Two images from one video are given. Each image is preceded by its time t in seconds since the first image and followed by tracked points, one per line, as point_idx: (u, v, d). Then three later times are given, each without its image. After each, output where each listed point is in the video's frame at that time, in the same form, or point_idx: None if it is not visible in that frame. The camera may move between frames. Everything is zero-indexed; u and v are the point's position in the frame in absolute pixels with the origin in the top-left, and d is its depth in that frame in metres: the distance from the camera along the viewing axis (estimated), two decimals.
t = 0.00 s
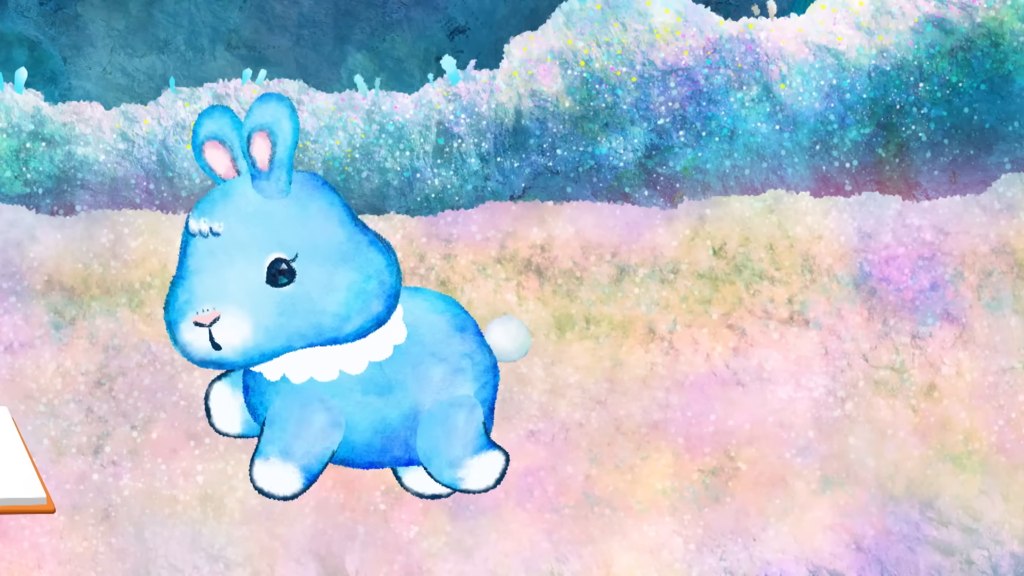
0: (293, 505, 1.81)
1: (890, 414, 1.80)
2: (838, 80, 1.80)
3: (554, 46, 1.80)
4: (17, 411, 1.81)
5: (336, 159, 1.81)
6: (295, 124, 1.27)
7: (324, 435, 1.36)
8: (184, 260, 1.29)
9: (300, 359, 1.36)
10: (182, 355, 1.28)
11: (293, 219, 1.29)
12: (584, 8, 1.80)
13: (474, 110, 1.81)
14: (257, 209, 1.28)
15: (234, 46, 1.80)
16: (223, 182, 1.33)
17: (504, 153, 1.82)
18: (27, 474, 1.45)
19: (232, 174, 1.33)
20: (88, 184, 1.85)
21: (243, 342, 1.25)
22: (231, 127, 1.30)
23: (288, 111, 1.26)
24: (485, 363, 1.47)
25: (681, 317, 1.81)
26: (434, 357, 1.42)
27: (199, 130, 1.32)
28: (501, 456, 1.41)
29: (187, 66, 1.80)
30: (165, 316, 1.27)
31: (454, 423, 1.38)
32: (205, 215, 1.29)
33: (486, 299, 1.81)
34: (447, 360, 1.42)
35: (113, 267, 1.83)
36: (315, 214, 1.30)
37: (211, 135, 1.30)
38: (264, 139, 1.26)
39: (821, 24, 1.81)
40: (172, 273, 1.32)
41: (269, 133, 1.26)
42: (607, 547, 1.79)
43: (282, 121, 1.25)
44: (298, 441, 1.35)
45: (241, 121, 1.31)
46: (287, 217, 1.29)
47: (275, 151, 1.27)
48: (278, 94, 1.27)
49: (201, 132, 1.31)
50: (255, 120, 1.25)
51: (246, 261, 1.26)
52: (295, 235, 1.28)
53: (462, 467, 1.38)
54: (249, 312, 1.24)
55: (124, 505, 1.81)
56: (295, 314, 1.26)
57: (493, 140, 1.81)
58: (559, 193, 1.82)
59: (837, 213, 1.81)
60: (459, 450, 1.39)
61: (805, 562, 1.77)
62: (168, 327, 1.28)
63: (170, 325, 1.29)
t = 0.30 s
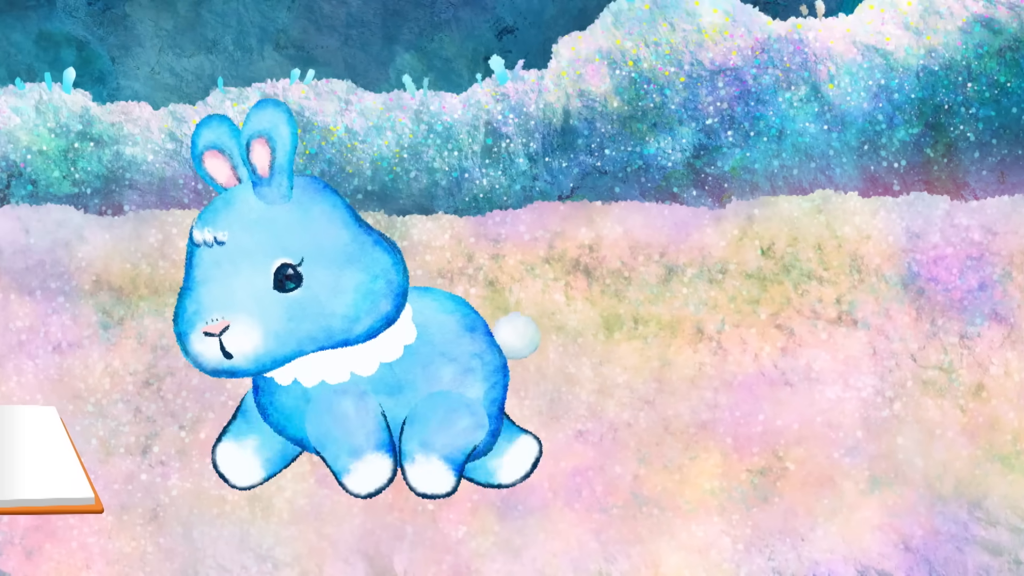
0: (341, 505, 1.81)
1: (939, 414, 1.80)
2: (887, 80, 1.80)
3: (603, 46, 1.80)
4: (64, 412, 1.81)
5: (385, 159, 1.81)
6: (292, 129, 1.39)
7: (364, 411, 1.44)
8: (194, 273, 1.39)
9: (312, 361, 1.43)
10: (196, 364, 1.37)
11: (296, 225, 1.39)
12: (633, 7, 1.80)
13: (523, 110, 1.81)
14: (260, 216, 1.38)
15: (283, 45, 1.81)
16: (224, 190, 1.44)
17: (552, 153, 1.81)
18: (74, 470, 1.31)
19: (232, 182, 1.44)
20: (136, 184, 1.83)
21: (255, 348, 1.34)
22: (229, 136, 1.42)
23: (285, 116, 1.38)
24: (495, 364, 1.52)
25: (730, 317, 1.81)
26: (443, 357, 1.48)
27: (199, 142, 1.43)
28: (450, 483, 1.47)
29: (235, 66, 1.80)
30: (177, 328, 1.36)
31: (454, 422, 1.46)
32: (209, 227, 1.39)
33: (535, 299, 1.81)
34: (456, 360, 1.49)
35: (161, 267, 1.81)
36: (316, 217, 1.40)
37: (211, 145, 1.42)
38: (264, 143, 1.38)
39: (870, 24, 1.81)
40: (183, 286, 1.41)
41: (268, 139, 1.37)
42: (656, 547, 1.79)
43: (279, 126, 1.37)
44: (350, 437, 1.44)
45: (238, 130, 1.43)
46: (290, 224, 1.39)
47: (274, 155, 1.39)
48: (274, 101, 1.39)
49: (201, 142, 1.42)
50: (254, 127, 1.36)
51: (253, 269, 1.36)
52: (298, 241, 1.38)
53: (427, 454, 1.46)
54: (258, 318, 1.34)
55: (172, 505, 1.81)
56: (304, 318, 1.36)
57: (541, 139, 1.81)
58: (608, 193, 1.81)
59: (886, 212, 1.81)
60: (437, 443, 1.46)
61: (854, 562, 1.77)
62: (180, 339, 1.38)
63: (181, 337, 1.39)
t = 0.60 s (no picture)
0: (375, 505, 1.81)
1: (972, 414, 1.80)
2: (921, 80, 1.80)
3: (636, 46, 1.81)
4: (98, 412, 1.81)
5: (419, 159, 1.81)
6: (313, 125, 1.40)
7: (309, 416, 1.42)
8: (206, 259, 1.39)
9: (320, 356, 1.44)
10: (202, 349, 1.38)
11: (311, 220, 1.39)
12: (667, 8, 1.80)
13: (556, 110, 1.81)
14: (277, 208, 1.39)
15: (317, 45, 1.81)
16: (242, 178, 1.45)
17: (586, 153, 1.81)
18: (106, 469, 1.35)
19: (251, 171, 1.46)
20: (170, 184, 1.82)
21: (262, 339, 1.35)
22: (250, 125, 1.43)
23: (307, 111, 1.39)
24: (504, 364, 1.53)
25: (764, 317, 1.81)
26: (452, 358, 1.49)
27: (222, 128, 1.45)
28: (510, 465, 1.47)
29: (269, 66, 1.81)
30: (186, 313, 1.37)
31: (472, 424, 1.45)
32: (225, 215, 1.40)
33: (568, 299, 1.81)
34: (466, 360, 1.49)
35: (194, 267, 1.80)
36: (333, 214, 1.41)
37: (232, 133, 1.43)
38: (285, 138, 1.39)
39: (903, 25, 1.81)
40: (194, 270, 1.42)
41: (290, 132, 1.39)
42: (689, 547, 1.79)
43: (302, 120, 1.38)
44: (291, 400, 1.40)
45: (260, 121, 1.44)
46: (305, 218, 1.39)
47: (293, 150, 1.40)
48: (298, 95, 1.40)
49: (223, 129, 1.44)
50: (277, 120, 1.38)
51: (265, 260, 1.36)
52: (312, 236, 1.38)
53: (467, 466, 1.45)
54: (268, 310, 1.34)
55: (206, 505, 1.81)
56: (314, 313, 1.36)
57: (575, 139, 1.81)
58: (641, 193, 1.81)
59: (919, 212, 1.81)
60: (469, 450, 1.45)
61: (887, 562, 1.77)
62: (188, 325, 1.38)
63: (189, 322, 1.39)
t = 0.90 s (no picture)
0: (427, 505, 1.81)
1: None
2: (973, 80, 1.80)
3: (688, 46, 1.80)
4: (149, 411, 1.80)
5: (470, 159, 1.81)
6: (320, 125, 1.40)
7: (355, 436, 1.45)
8: (217, 265, 1.40)
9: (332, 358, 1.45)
10: (215, 354, 1.39)
11: (320, 221, 1.40)
12: (719, 8, 1.80)
13: (608, 110, 1.81)
14: (286, 210, 1.39)
15: (368, 45, 1.81)
16: (250, 182, 1.46)
17: (638, 153, 1.81)
18: (159, 472, 1.37)
19: (259, 174, 1.46)
20: (222, 184, 1.81)
21: (275, 342, 1.36)
22: (257, 129, 1.44)
23: (312, 112, 1.39)
24: (515, 364, 1.54)
25: (816, 317, 1.81)
26: (465, 358, 1.50)
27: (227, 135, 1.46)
28: (532, 455, 1.48)
29: (321, 66, 1.80)
30: (199, 319, 1.38)
31: (486, 422, 1.47)
32: (233, 220, 1.41)
33: (620, 299, 1.81)
34: (477, 360, 1.50)
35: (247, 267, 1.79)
36: (342, 214, 1.42)
37: (239, 138, 1.44)
38: (292, 140, 1.39)
39: (955, 24, 1.80)
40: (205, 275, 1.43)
41: (297, 134, 1.39)
42: (741, 547, 1.79)
43: (308, 122, 1.39)
44: (331, 440, 1.44)
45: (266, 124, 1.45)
46: (315, 220, 1.40)
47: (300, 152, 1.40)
48: (303, 97, 1.40)
49: (228, 136, 1.44)
50: (283, 123, 1.38)
51: (276, 263, 1.37)
52: (322, 237, 1.39)
53: (494, 467, 1.46)
54: (281, 314, 1.35)
55: (257, 505, 1.81)
56: (326, 315, 1.37)
57: (627, 140, 1.81)
58: (693, 193, 1.81)
59: (971, 212, 1.81)
60: (490, 450, 1.46)
61: (939, 562, 1.77)
62: (200, 331, 1.39)
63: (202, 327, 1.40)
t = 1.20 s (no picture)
0: (462, 505, 1.81)
1: None
2: (1007, 80, 1.80)
3: (723, 46, 1.80)
4: (185, 412, 1.80)
5: (505, 159, 1.81)
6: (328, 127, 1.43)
7: (392, 418, 1.48)
8: (227, 267, 1.44)
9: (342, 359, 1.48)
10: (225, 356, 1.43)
11: (330, 223, 1.43)
12: (753, 8, 1.80)
13: (643, 110, 1.81)
14: (295, 213, 1.43)
15: (403, 45, 1.81)
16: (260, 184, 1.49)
17: (673, 153, 1.81)
18: (193, 473, 1.44)
19: (268, 176, 1.50)
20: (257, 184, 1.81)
21: (284, 344, 1.40)
22: (266, 131, 1.47)
23: (321, 114, 1.42)
24: (526, 363, 1.55)
25: (850, 317, 1.81)
26: (474, 358, 1.52)
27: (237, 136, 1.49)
28: (499, 480, 1.48)
29: (356, 66, 1.80)
30: (210, 321, 1.42)
31: (488, 420, 1.48)
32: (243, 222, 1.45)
33: (655, 299, 1.81)
34: (487, 360, 1.52)
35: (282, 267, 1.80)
36: (351, 216, 1.45)
37: (248, 140, 1.47)
38: (300, 142, 1.43)
39: (989, 25, 1.81)
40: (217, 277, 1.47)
41: (305, 136, 1.42)
42: (776, 547, 1.79)
43: (317, 124, 1.42)
44: (374, 441, 1.47)
45: (275, 126, 1.48)
46: (324, 222, 1.43)
47: (309, 154, 1.44)
48: (311, 99, 1.43)
49: (238, 137, 1.48)
50: (291, 125, 1.41)
51: (285, 266, 1.41)
52: (331, 239, 1.43)
53: (467, 459, 1.47)
54: (290, 316, 1.39)
55: (293, 505, 1.81)
56: (336, 317, 1.41)
57: (662, 140, 1.81)
58: (729, 193, 1.81)
59: (1007, 213, 1.81)
60: (475, 445, 1.47)
61: (974, 562, 1.77)
62: (211, 332, 1.44)
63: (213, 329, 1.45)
